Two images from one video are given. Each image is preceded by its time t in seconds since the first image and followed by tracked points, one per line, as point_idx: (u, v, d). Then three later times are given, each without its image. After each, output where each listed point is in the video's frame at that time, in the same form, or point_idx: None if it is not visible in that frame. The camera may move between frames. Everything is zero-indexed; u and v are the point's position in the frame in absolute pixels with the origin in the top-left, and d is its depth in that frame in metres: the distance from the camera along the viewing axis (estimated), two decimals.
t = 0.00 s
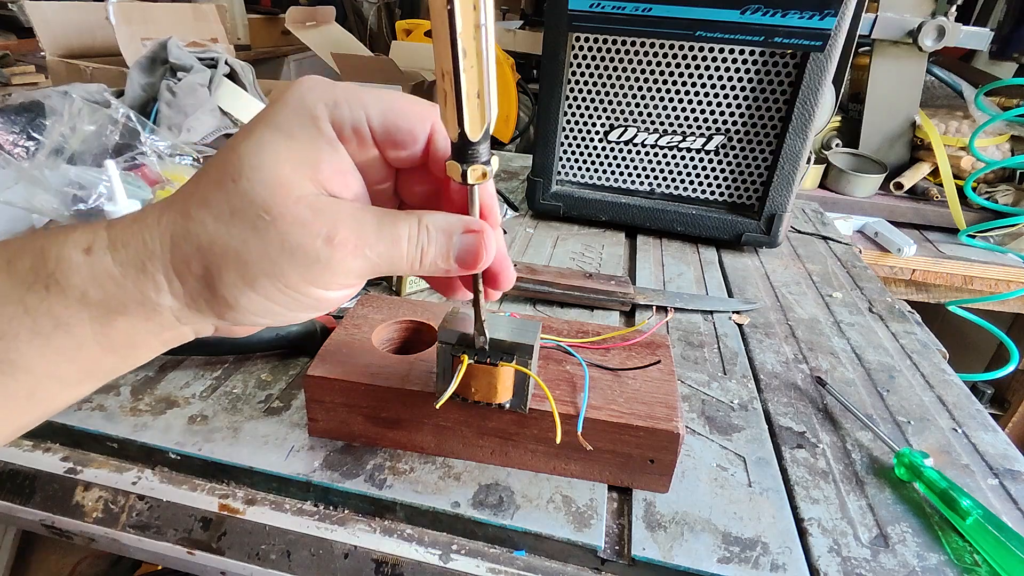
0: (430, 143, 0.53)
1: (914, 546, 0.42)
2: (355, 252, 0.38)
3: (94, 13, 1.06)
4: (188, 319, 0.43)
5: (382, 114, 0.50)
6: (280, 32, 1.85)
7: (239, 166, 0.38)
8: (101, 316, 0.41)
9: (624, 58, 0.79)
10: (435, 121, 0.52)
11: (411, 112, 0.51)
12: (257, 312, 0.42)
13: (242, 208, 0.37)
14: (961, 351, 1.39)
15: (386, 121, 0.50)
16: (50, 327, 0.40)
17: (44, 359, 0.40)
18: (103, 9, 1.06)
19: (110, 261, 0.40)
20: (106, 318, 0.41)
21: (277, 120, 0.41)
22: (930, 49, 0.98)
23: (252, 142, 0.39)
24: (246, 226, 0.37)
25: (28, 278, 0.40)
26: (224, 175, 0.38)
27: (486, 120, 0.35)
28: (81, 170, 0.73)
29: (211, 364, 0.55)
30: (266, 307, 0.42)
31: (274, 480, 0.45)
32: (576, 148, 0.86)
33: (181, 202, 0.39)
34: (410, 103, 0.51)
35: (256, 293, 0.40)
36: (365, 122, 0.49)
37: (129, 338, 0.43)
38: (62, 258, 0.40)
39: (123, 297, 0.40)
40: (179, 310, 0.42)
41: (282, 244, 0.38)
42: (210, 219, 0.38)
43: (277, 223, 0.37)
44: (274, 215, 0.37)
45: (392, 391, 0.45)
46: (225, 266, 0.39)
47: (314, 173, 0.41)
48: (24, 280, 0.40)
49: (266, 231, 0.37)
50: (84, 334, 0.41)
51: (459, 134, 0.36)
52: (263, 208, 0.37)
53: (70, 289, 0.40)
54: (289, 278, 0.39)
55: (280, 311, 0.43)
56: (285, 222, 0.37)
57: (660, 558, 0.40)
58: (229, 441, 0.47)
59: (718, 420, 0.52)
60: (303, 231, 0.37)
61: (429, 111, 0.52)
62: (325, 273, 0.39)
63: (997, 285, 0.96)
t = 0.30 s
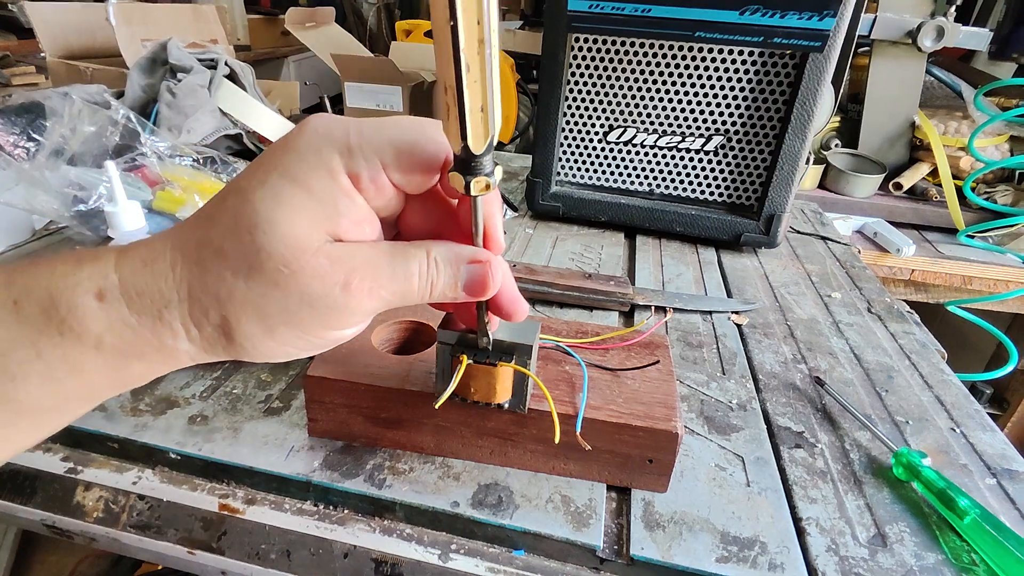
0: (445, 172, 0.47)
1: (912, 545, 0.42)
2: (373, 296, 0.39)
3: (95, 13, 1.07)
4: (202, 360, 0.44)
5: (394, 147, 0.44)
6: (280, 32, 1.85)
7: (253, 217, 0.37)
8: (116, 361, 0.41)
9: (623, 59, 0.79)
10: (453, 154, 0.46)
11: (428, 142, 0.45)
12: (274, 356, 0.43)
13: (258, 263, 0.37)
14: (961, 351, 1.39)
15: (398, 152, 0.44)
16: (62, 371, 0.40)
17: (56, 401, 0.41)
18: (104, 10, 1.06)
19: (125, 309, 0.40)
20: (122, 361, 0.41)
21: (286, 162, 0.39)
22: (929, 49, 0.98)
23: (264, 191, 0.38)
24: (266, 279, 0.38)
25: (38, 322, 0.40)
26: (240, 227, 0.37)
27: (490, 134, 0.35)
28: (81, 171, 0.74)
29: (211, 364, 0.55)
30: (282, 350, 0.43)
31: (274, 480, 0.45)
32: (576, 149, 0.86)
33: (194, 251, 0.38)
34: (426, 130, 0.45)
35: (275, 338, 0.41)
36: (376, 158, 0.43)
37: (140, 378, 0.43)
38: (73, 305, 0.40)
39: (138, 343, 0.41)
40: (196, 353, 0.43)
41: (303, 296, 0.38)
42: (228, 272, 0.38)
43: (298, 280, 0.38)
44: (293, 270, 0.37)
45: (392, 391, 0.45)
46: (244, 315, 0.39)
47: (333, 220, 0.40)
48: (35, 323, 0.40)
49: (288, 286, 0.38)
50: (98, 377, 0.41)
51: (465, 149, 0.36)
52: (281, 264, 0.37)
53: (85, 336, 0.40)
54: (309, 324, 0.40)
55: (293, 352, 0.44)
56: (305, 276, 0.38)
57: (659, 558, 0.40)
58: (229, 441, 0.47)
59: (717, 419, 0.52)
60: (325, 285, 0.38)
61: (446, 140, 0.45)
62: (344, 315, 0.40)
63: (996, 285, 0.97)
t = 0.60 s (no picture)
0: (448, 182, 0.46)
1: (914, 547, 0.42)
2: (380, 314, 0.40)
3: (94, 12, 1.07)
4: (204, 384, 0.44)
5: (397, 158, 0.43)
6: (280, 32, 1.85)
7: (257, 238, 0.37)
8: (114, 388, 0.41)
9: (623, 58, 0.79)
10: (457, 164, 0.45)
11: (431, 153, 0.44)
12: (278, 378, 0.43)
13: (264, 284, 0.37)
14: (961, 351, 1.39)
15: (401, 163, 0.44)
16: (60, 402, 0.40)
17: (55, 430, 0.41)
18: (103, 9, 1.06)
19: (126, 336, 0.39)
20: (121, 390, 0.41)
21: (288, 181, 0.39)
22: (930, 49, 0.98)
23: (266, 210, 0.37)
24: (273, 300, 0.37)
25: (33, 350, 0.39)
26: (243, 247, 0.37)
27: (495, 143, 0.35)
28: (81, 170, 0.74)
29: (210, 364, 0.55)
30: (288, 372, 0.42)
31: (273, 481, 0.45)
32: (576, 149, 0.86)
33: (196, 275, 0.38)
34: (429, 142, 0.44)
35: (280, 360, 0.41)
36: (379, 171, 0.43)
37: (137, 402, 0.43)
38: (70, 333, 0.39)
39: (139, 371, 0.40)
40: (200, 379, 0.42)
41: (309, 316, 0.38)
42: (232, 296, 0.37)
43: (305, 301, 0.38)
44: (299, 290, 0.37)
45: (391, 392, 0.45)
46: (249, 338, 0.39)
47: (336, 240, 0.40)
48: (29, 353, 0.38)
49: (294, 307, 0.38)
50: (97, 405, 0.41)
51: (467, 155, 0.36)
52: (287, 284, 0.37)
53: (84, 364, 0.39)
54: (314, 346, 0.40)
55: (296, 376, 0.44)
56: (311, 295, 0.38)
57: (659, 560, 0.40)
58: (228, 442, 0.47)
59: (718, 421, 0.52)
60: (332, 305, 0.38)
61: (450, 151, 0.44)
62: (349, 335, 0.40)
63: (997, 285, 0.96)
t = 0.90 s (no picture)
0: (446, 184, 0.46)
1: (914, 546, 0.42)
2: (382, 317, 0.40)
3: (94, 12, 1.06)
4: (208, 387, 0.44)
5: (393, 160, 0.43)
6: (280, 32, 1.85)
7: (257, 244, 0.37)
8: (118, 391, 0.41)
9: (623, 58, 0.79)
10: (456, 167, 0.45)
11: (428, 154, 0.44)
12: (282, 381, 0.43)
13: (266, 291, 0.37)
14: (961, 351, 1.39)
15: (398, 165, 0.43)
16: (64, 403, 0.40)
17: (59, 429, 0.41)
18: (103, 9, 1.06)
19: (129, 339, 0.39)
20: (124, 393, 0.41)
21: (286, 186, 0.39)
22: (929, 49, 0.98)
23: (265, 216, 0.37)
24: (275, 306, 0.38)
25: (39, 352, 0.39)
26: (243, 254, 0.37)
27: (493, 145, 0.35)
28: (80, 170, 0.74)
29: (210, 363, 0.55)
30: (292, 375, 0.42)
31: (273, 480, 0.45)
32: (576, 148, 0.86)
33: (196, 282, 0.38)
34: (427, 143, 0.44)
35: (284, 364, 0.41)
36: (376, 173, 0.43)
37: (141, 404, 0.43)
38: (76, 336, 0.39)
39: (143, 375, 0.41)
40: (203, 381, 0.42)
41: (311, 321, 0.38)
42: (233, 302, 0.38)
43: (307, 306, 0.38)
44: (300, 295, 0.38)
45: (391, 392, 0.45)
46: (253, 343, 0.39)
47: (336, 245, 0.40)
48: (35, 355, 0.38)
49: (295, 312, 0.38)
50: (101, 407, 0.41)
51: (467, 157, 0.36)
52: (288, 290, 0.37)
53: (89, 367, 0.39)
54: (317, 349, 0.40)
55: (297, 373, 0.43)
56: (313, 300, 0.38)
57: (659, 558, 0.40)
58: (228, 441, 0.47)
59: (718, 420, 0.52)
60: (334, 311, 0.38)
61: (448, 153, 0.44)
62: (351, 338, 0.40)
63: (997, 285, 0.96)
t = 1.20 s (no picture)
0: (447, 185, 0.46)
1: (908, 548, 0.42)
2: (381, 316, 0.40)
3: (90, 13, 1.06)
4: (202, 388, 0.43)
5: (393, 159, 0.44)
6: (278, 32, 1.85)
7: (257, 241, 0.37)
8: (113, 387, 0.40)
9: (619, 59, 0.79)
10: (456, 167, 0.45)
11: (428, 155, 0.44)
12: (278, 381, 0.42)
13: (265, 287, 0.37)
14: (959, 352, 1.39)
15: (398, 164, 0.44)
16: (58, 398, 0.39)
17: (53, 425, 0.40)
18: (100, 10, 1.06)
19: (126, 336, 0.39)
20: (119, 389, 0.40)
21: (286, 184, 0.39)
22: (927, 50, 0.98)
23: (264, 213, 0.37)
24: (275, 303, 0.38)
25: (34, 348, 0.38)
26: (242, 251, 0.37)
27: (496, 145, 0.35)
28: (75, 171, 0.73)
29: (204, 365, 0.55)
30: (291, 373, 0.42)
31: (267, 483, 0.45)
32: (573, 149, 0.86)
33: (196, 278, 0.38)
34: (429, 143, 0.44)
35: (283, 363, 0.41)
36: (375, 170, 0.43)
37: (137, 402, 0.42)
38: (72, 332, 0.39)
39: (138, 370, 0.40)
40: (200, 379, 0.42)
41: (310, 319, 0.38)
42: (232, 298, 0.37)
43: (307, 304, 0.38)
44: (300, 293, 0.37)
45: (385, 394, 0.45)
46: (251, 341, 0.39)
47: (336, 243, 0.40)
48: (30, 350, 0.38)
49: (294, 309, 0.38)
50: (96, 405, 0.41)
51: (468, 156, 0.36)
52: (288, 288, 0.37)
53: (84, 363, 0.39)
54: (316, 348, 0.40)
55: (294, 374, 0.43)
56: (313, 298, 0.38)
57: (653, 561, 0.40)
58: (221, 444, 0.47)
59: (713, 421, 0.52)
60: (335, 308, 0.38)
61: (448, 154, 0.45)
62: (350, 337, 0.40)
63: (994, 286, 0.96)
